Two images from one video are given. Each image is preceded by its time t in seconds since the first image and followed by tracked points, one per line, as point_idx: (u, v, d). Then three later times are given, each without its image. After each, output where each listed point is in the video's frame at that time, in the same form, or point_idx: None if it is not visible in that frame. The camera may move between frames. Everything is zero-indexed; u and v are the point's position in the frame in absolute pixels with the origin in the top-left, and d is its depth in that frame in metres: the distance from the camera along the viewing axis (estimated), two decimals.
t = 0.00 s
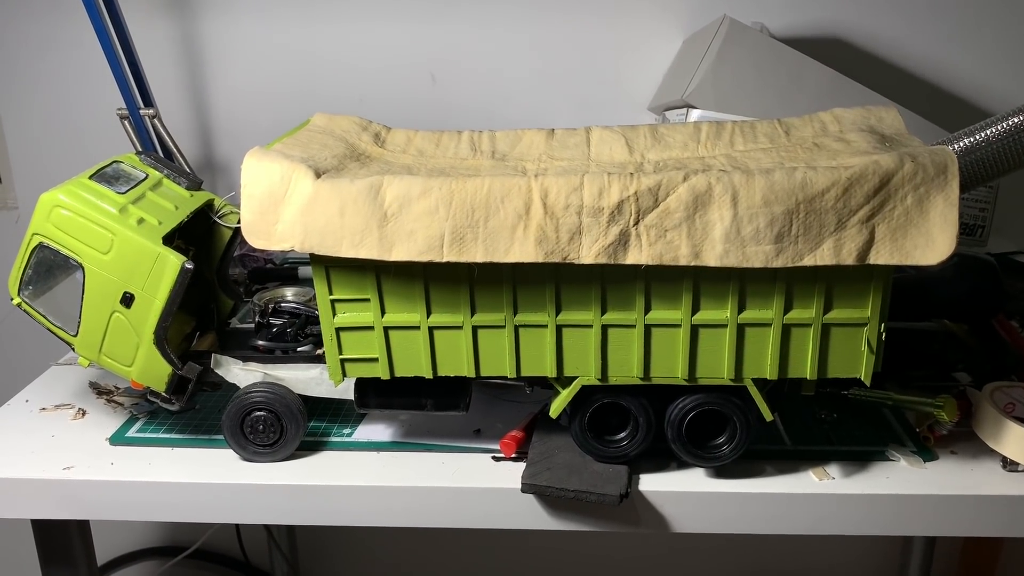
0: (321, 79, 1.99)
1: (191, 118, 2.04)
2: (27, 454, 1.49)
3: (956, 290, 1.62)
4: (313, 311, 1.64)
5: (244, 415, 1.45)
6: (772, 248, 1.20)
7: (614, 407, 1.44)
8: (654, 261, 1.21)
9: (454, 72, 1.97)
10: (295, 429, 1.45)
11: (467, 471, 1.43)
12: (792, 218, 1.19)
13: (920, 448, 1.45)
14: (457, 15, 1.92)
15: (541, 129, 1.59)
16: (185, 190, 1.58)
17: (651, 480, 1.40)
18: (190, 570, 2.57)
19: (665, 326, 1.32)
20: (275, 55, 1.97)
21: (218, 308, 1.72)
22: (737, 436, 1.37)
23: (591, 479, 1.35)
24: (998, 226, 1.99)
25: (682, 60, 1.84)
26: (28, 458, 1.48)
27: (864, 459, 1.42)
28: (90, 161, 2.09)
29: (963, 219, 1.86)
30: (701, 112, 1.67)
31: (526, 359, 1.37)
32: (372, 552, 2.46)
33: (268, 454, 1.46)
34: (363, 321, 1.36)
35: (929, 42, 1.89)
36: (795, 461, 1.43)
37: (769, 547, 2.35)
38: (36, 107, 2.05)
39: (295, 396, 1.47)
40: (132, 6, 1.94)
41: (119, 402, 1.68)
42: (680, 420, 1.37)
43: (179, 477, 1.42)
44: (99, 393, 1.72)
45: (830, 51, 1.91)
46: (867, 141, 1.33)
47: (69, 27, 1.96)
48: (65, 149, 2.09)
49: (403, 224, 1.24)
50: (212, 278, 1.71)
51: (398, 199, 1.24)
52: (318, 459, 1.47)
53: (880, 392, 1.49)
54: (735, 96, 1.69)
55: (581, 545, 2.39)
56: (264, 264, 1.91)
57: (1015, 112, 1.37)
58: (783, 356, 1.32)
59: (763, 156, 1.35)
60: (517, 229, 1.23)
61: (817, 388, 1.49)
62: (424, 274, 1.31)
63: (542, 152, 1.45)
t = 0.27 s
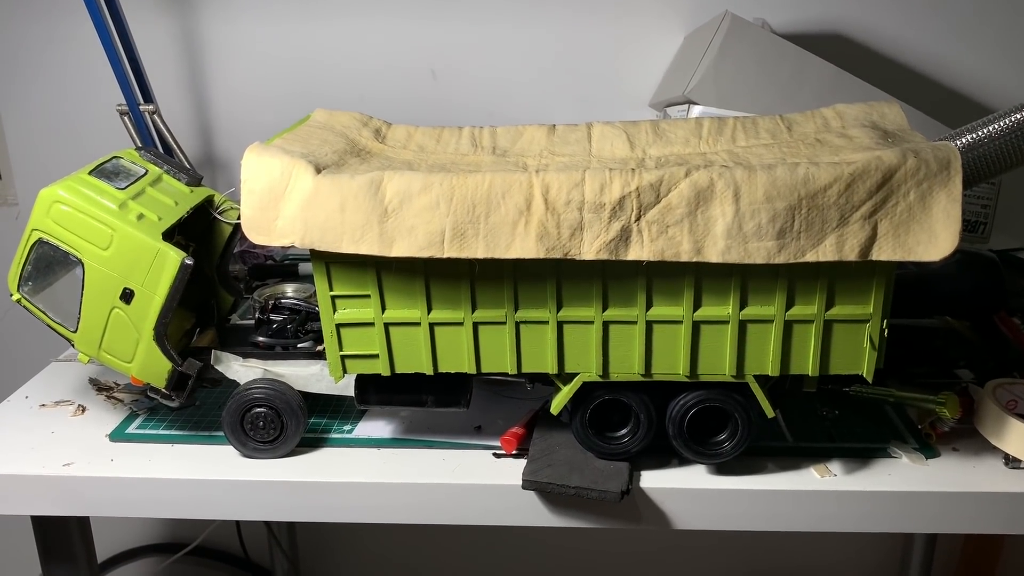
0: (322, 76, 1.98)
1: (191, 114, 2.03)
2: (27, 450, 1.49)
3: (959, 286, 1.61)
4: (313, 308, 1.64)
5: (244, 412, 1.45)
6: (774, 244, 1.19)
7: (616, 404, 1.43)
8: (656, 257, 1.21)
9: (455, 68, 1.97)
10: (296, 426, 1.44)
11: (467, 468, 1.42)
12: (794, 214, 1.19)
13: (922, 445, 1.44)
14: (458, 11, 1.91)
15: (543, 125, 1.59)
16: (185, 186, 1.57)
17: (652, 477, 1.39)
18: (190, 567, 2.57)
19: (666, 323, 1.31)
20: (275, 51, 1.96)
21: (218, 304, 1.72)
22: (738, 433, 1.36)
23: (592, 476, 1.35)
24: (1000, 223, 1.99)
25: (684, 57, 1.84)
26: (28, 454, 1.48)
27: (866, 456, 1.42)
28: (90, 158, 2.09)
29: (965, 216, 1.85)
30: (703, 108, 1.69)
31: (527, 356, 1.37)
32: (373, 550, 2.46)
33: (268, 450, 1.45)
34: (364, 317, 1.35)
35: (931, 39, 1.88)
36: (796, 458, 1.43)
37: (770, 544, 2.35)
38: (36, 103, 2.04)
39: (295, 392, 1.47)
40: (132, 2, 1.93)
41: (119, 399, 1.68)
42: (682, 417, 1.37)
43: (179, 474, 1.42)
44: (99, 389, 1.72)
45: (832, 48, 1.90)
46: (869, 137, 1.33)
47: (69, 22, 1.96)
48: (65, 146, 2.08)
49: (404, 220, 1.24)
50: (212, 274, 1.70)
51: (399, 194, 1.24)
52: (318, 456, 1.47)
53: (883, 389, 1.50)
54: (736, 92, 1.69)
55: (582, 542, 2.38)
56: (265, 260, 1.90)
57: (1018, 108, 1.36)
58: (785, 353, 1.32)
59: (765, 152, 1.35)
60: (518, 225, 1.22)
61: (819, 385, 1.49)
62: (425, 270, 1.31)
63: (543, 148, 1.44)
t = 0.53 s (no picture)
0: (322, 74, 1.98)
1: (191, 112, 2.03)
2: (26, 449, 1.49)
3: (962, 285, 1.60)
4: (314, 306, 1.64)
5: (244, 410, 1.45)
6: (776, 243, 1.19)
7: (617, 403, 1.43)
8: (656, 256, 1.20)
9: (455, 66, 1.96)
10: (296, 424, 1.44)
11: (468, 467, 1.42)
12: (796, 212, 1.19)
13: (923, 445, 1.44)
14: (458, 9, 1.91)
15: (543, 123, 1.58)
16: (185, 184, 1.57)
17: (653, 476, 1.39)
18: (191, 565, 2.57)
19: (667, 321, 1.31)
20: (275, 49, 1.96)
21: (218, 302, 1.71)
22: (739, 433, 1.36)
23: (592, 475, 1.35)
24: (1002, 222, 1.98)
25: (685, 55, 1.83)
26: (28, 452, 1.48)
27: (867, 456, 1.42)
28: (90, 156, 2.09)
29: (967, 215, 1.85)
30: (704, 106, 1.68)
31: (528, 355, 1.36)
32: (373, 549, 2.46)
33: (268, 449, 1.45)
34: (364, 316, 1.35)
35: (933, 37, 1.88)
36: (797, 458, 1.42)
37: (771, 544, 2.35)
38: (36, 101, 2.04)
39: (295, 391, 1.47)
40: None
41: (119, 397, 1.68)
42: (682, 416, 1.36)
43: (179, 472, 1.41)
44: (98, 387, 1.71)
45: (833, 46, 1.90)
46: (872, 135, 1.32)
47: (68, 20, 1.95)
48: (65, 144, 2.08)
49: (405, 218, 1.23)
50: (212, 272, 1.70)
51: (400, 192, 1.23)
52: (318, 455, 1.47)
53: (884, 388, 1.51)
54: (738, 90, 1.68)
55: (582, 541, 2.38)
56: (265, 259, 1.90)
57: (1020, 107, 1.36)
58: (786, 352, 1.32)
59: (766, 151, 1.34)
60: (519, 223, 1.22)
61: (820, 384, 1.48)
62: (425, 268, 1.30)
63: (543, 146, 1.44)
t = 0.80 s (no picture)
0: (323, 73, 1.98)
1: (192, 112, 2.03)
2: (27, 448, 1.49)
3: (964, 285, 1.61)
4: (315, 305, 1.63)
5: (245, 410, 1.44)
6: (778, 243, 1.19)
7: (618, 403, 1.43)
8: (659, 256, 1.20)
9: (457, 66, 1.96)
10: (297, 424, 1.44)
11: (469, 467, 1.42)
12: (799, 213, 1.18)
13: (925, 445, 1.44)
14: (460, 8, 1.90)
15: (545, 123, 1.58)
16: (186, 184, 1.57)
17: (654, 477, 1.39)
18: (191, 565, 2.57)
19: (669, 322, 1.31)
20: (276, 48, 1.96)
21: (219, 302, 1.71)
22: (741, 433, 1.36)
23: (594, 475, 1.34)
24: (1004, 222, 1.98)
25: (687, 54, 1.83)
26: (28, 452, 1.47)
27: (869, 456, 1.41)
28: (91, 155, 2.08)
29: (970, 215, 1.84)
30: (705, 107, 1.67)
31: (529, 355, 1.36)
32: (373, 548, 2.46)
33: (269, 449, 1.45)
34: (365, 316, 1.35)
35: (935, 37, 1.88)
36: (799, 458, 1.42)
37: (772, 544, 2.35)
38: (37, 100, 2.04)
39: (296, 391, 1.46)
40: None
41: (119, 397, 1.68)
42: (684, 417, 1.36)
43: (179, 472, 1.41)
44: (99, 387, 1.71)
45: (835, 46, 1.89)
46: (874, 135, 1.32)
47: (70, 20, 1.95)
48: (66, 143, 2.08)
49: (406, 218, 1.23)
50: (212, 272, 1.70)
51: (401, 192, 1.23)
52: (319, 455, 1.46)
53: (885, 389, 1.50)
54: (739, 90, 1.68)
55: (583, 542, 2.38)
56: (266, 258, 1.90)
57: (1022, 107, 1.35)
58: (788, 352, 1.31)
59: (769, 151, 1.34)
60: (521, 223, 1.22)
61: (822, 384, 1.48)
62: (427, 268, 1.30)
63: (545, 146, 1.43)
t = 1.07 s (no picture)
0: (324, 74, 1.98)
1: (193, 113, 2.03)
2: (27, 449, 1.49)
3: (964, 287, 1.60)
4: (315, 306, 1.64)
5: (245, 411, 1.44)
6: (779, 244, 1.19)
7: (618, 405, 1.43)
8: (659, 258, 1.20)
9: (457, 67, 1.96)
10: (297, 425, 1.44)
11: (469, 468, 1.42)
12: (799, 214, 1.18)
13: (925, 447, 1.44)
14: (460, 10, 1.91)
15: (546, 124, 1.58)
16: (187, 184, 1.57)
17: (655, 478, 1.39)
18: (191, 566, 2.57)
19: (669, 323, 1.31)
20: (277, 49, 1.96)
21: (219, 303, 1.71)
22: (741, 435, 1.36)
23: (594, 477, 1.35)
24: (1004, 224, 1.98)
25: (687, 56, 1.83)
26: (29, 453, 1.48)
27: (869, 458, 1.41)
28: (91, 156, 2.09)
29: (970, 217, 1.84)
30: (706, 108, 1.68)
31: (529, 356, 1.36)
32: (373, 549, 2.46)
33: (269, 450, 1.45)
34: (365, 317, 1.35)
35: (936, 39, 1.88)
36: (799, 460, 1.42)
37: (772, 545, 2.35)
38: (38, 101, 2.04)
39: (296, 392, 1.46)
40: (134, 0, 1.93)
41: (119, 397, 1.68)
42: (684, 418, 1.36)
43: (179, 473, 1.41)
44: (99, 388, 1.71)
45: (835, 48, 1.89)
46: (874, 137, 1.32)
47: (71, 21, 1.95)
48: (66, 144, 2.08)
49: (407, 220, 1.23)
50: (212, 273, 1.70)
51: (402, 193, 1.23)
52: (319, 456, 1.46)
53: (885, 391, 1.50)
54: (740, 92, 1.68)
55: (583, 543, 2.38)
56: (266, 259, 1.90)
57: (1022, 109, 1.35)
58: (789, 354, 1.31)
59: (769, 152, 1.34)
60: (521, 224, 1.22)
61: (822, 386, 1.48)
62: (427, 269, 1.30)
63: (546, 147, 1.44)
